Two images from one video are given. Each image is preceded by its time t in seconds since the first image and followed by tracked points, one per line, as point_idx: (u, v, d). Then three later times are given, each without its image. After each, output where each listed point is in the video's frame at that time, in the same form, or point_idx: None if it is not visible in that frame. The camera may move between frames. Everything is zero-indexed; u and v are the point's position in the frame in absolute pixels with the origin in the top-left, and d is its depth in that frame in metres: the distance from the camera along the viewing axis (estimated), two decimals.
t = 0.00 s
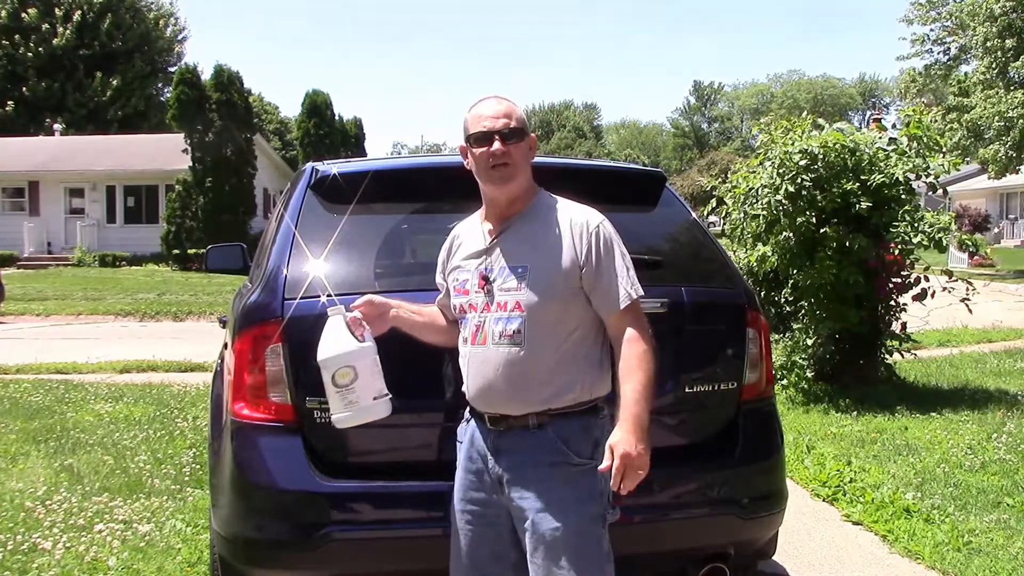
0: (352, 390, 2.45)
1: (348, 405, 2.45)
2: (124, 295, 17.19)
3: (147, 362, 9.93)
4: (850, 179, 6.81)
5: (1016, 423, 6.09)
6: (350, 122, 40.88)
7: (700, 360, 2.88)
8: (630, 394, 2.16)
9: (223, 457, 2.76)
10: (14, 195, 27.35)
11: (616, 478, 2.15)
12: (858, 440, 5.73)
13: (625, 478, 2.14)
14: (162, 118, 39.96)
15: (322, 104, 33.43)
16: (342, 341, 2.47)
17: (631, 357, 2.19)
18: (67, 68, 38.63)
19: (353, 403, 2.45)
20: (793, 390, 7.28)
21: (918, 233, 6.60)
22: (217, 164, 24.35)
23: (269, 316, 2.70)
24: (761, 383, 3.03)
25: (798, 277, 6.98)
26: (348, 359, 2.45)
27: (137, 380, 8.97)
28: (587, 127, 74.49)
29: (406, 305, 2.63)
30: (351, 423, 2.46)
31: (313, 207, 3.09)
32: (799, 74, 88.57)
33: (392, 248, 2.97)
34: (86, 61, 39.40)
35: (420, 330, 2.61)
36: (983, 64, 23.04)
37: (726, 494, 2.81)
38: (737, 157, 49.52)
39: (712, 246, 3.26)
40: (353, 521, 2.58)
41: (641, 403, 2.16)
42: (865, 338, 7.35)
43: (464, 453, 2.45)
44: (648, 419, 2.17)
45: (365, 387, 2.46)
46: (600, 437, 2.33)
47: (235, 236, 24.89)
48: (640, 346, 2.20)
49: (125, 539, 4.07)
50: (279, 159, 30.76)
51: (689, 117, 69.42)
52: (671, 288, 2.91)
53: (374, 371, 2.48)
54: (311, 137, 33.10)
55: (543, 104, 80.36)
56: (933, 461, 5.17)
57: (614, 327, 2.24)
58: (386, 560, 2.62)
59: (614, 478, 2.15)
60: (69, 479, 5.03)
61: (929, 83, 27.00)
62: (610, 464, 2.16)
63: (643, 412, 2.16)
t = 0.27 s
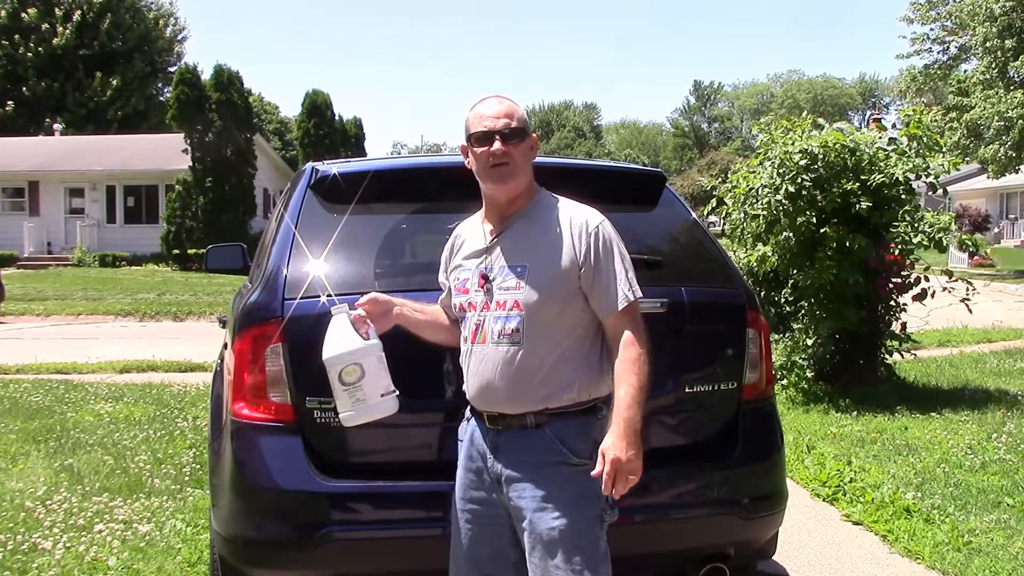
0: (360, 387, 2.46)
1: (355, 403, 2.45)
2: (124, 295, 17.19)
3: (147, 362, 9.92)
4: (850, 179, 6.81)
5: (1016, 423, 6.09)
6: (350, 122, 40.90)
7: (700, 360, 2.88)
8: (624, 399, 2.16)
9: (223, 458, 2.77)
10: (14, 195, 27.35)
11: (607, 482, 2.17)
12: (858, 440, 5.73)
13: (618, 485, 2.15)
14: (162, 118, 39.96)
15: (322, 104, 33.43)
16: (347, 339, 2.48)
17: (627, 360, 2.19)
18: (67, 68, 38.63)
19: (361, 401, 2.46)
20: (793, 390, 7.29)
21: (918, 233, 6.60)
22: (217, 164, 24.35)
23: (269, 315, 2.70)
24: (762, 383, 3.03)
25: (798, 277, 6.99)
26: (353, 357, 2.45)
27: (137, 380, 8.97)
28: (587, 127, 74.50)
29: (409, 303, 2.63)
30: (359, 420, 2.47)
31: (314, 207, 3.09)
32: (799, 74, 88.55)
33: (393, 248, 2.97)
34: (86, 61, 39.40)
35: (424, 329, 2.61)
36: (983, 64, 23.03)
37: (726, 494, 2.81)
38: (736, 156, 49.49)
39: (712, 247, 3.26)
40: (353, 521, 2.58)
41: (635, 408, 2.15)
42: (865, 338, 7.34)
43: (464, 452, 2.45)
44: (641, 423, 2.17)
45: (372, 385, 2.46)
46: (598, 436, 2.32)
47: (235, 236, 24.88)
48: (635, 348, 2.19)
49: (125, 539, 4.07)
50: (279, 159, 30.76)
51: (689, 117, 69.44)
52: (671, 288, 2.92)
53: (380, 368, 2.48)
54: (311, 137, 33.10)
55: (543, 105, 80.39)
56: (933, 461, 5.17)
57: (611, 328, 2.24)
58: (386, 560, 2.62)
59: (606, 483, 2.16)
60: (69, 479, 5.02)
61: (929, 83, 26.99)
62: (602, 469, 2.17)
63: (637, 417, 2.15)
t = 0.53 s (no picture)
0: (370, 377, 2.47)
1: (363, 392, 2.46)
2: (124, 295, 17.19)
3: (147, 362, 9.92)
4: (850, 179, 6.81)
5: (1016, 423, 6.08)
6: (349, 122, 40.90)
7: (700, 360, 2.88)
8: (629, 408, 2.17)
9: (223, 458, 2.76)
10: (14, 195, 27.36)
11: (620, 495, 2.18)
12: (858, 440, 5.73)
13: (630, 496, 2.17)
14: (162, 118, 39.97)
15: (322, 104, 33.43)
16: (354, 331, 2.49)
17: (629, 366, 2.20)
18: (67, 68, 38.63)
19: (370, 392, 2.47)
20: (793, 390, 7.28)
21: (918, 233, 6.61)
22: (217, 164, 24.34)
23: (269, 315, 2.70)
24: (762, 383, 3.03)
25: (798, 277, 6.99)
26: (366, 348, 2.46)
27: (137, 381, 8.96)
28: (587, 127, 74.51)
29: (414, 301, 2.63)
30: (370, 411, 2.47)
31: (314, 207, 3.08)
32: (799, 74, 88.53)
33: (393, 248, 2.97)
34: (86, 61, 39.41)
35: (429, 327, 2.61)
36: (983, 64, 23.02)
37: (726, 494, 2.82)
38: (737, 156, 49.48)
39: (712, 246, 3.26)
40: (353, 521, 2.58)
41: (640, 417, 2.16)
42: (865, 338, 7.34)
43: (464, 453, 2.46)
44: (647, 432, 2.18)
45: (382, 376, 2.48)
46: (598, 438, 2.32)
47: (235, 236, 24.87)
48: (636, 354, 2.20)
49: (125, 539, 4.07)
50: (279, 159, 30.76)
51: (689, 117, 69.45)
52: (671, 288, 2.92)
53: (390, 361, 2.50)
54: (311, 137, 33.10)
55: (543, 105, 80.41)
56: (933, 461, 5.17)
57: (612, 332, 2.23)
58: (385, 560, 2.62)
59: (619, 495, 2.18)
60: (69, 479, 5.02)
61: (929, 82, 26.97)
62: (615, 482, 2.20)
63: (642, 427, 2.16)
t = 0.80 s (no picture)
0: (371, 356, 2.45)
1: (363, 369, 2.43)
2: (124, 295, 17.18)
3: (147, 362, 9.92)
4: (850, 179, 6.81)
5: (1016, 423, 6.08)
6: (349, 122, 40.91)
7: (700, 360, 2.88)
8: (625, 413, 2.16)
9: (223, 458, 2.76)
10: (14, 194, 27.35)
11: (613, 497, 2.19)
12: (858, 440, 5.73)
13: (622, 499, 2.18)
14: (162, 118, 39.97)
15: (322, 104, 33.43)
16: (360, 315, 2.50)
17: (627, 370, 2.19)
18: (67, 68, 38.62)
19: (369, 370, 2.43)
20: (793, 390, 7.28)
21: (918, 233, 6.61)
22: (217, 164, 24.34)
23: (269, 316, 2.70)
24: (762, 383, 3.03)
25: (798, 277, 6.99)
26: (371, 326, 2.47)
27: (137, 381, 8.96)
28: (587, 126, 74.53)
29: (417, 299, 2.63)
30: (368, 391, 2.41)
31: (314, 207, 3.08)
32: (799, 74, 88.53)
33: (393, 248, 2.97)
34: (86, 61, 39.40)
35: (433, 325, 2.60)
36: (983, 64, 23.01)
37: (727, 494, 2.82)
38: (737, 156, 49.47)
39: (712, 246, 3.26)
40: (353, 521, 2.58)
41: (636, 422, 2.15)
42: (865, 338, 7.34)
43: (467, 451, 2.46)
44: (643, 437, 2.18)
45: (384, 359, 2.46)
46: (598, 439, 2.32)
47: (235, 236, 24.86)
48: (635, 359, 2.19)
49: (125, 539, 4.07)
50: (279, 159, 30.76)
51: (689, 117, 69.45)
52: (671, 288, 2.92)
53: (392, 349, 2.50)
54: (311, 137, 33.10)
55: (543, 105, 80.40)
56: (933, 461, 5.17)
57: (613, 335, 2.22)
58: (384, 560, 2.62)
59: (613, 497, 2.19)
60: (69, 479, 5.02)
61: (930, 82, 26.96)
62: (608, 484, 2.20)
63: (637, 431, 2.16)
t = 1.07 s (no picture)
0: (372, 350, 2.45)
1: (364, 364, 2.43)
2: (124, 295, 17.18)
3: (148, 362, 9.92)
4: (850, 179, 6.81)
5: (1016, 423, 6.08)
6: (350, 122, 40.91)
7: (700, 360, 2.88)
8: (619, 418, 2.16)
9: (223, 457, 2.77)
10: (14, 195, 27.35)
11: (604, 500, 2.19)
12: (858, 440, 5.73)
13: (612, 503, 2.18)
14: (162, 118, 39.97)
15: (322, 104, 33.43)
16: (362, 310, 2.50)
17: (623, 374, 2.18)
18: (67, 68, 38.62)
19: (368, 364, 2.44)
20: (793, 390, 7.28)
21: (918, 233, 6.61)
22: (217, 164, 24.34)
23: (269, 316, 2.70)
24: (761, 383, 3.03)
25: (798, 277, 6.99)
26: (373, 321, 2.47)
27: (137, 381, 8.96)
28: (587, 126, 74.53)
29: (421, 298, 2.63)
30: (367, 385, 2.41)
31: (313, 207, 3.08)
32: (799, 74, 88.51)
33: (393, 248, 2.98)
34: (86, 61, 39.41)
35: (435, 323, 2.60)
36: (983, 64, 23.01)
37: (726, 494, 2.82)
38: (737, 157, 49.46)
39: (712, 246, 3.26)
40: (353, 521, 2.58)
41: (629, 427, 2.15)
42: (865, 338, 7.34)
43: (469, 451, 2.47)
44: (636, 441, 2.17)
45: (383, 355, 2.47)
46: (599, 440, 2.31)
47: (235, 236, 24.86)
48: (631, 362, 2.18)
49: (125, 539, 4.07)
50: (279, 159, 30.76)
51: (689, 117, 69.46)
52: (671, 288, 2.91)
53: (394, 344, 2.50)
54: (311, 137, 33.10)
55: (543, 105, 80.40)
56: (933, 461, 5.17)
57: (611, 338, 2.22)
58: (384, 560, 2.62)
59: (603, 500, 2.19)
60: (68, 479, 5.02)
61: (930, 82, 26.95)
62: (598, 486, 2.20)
63: (630, 435, 2.15)
